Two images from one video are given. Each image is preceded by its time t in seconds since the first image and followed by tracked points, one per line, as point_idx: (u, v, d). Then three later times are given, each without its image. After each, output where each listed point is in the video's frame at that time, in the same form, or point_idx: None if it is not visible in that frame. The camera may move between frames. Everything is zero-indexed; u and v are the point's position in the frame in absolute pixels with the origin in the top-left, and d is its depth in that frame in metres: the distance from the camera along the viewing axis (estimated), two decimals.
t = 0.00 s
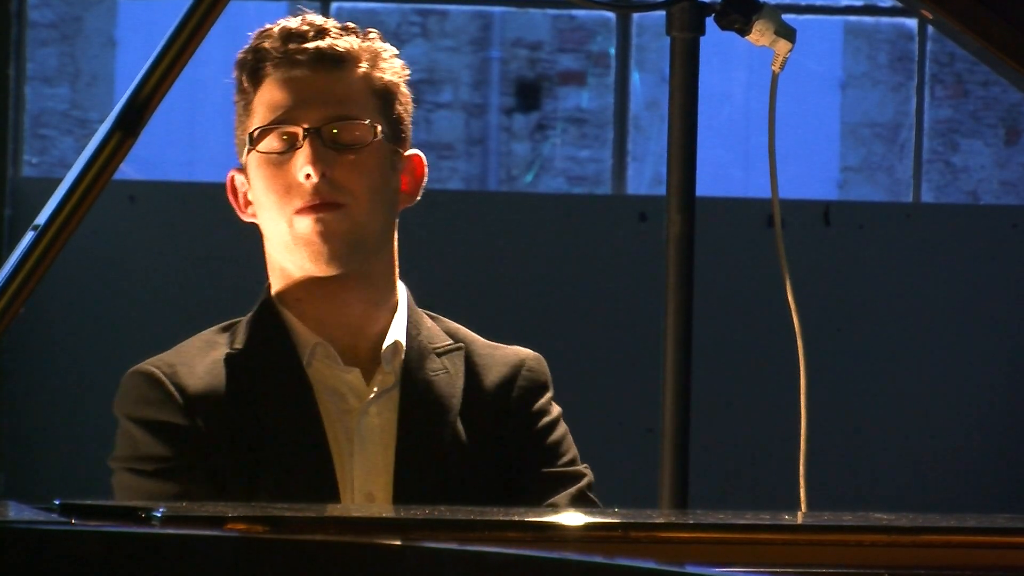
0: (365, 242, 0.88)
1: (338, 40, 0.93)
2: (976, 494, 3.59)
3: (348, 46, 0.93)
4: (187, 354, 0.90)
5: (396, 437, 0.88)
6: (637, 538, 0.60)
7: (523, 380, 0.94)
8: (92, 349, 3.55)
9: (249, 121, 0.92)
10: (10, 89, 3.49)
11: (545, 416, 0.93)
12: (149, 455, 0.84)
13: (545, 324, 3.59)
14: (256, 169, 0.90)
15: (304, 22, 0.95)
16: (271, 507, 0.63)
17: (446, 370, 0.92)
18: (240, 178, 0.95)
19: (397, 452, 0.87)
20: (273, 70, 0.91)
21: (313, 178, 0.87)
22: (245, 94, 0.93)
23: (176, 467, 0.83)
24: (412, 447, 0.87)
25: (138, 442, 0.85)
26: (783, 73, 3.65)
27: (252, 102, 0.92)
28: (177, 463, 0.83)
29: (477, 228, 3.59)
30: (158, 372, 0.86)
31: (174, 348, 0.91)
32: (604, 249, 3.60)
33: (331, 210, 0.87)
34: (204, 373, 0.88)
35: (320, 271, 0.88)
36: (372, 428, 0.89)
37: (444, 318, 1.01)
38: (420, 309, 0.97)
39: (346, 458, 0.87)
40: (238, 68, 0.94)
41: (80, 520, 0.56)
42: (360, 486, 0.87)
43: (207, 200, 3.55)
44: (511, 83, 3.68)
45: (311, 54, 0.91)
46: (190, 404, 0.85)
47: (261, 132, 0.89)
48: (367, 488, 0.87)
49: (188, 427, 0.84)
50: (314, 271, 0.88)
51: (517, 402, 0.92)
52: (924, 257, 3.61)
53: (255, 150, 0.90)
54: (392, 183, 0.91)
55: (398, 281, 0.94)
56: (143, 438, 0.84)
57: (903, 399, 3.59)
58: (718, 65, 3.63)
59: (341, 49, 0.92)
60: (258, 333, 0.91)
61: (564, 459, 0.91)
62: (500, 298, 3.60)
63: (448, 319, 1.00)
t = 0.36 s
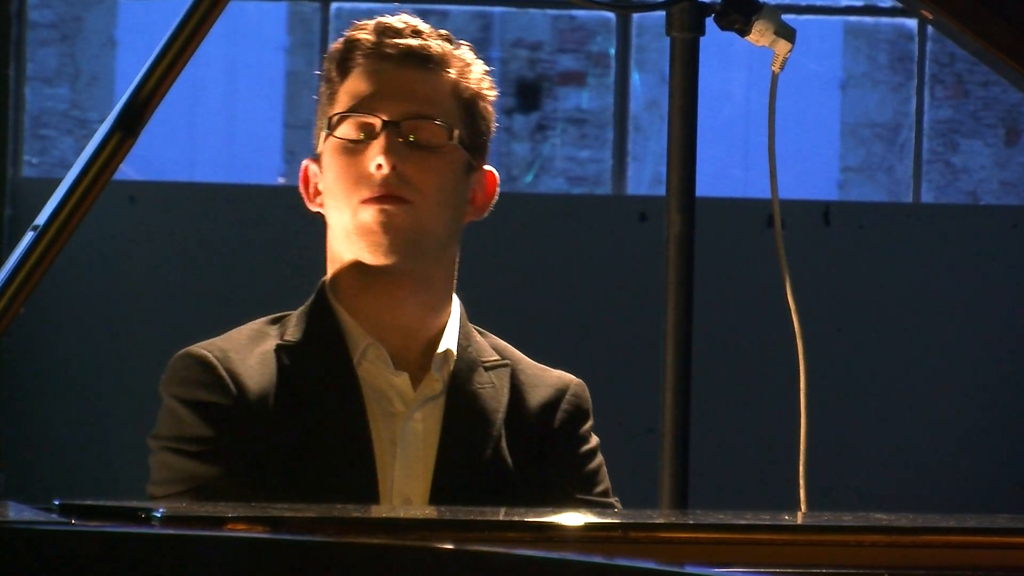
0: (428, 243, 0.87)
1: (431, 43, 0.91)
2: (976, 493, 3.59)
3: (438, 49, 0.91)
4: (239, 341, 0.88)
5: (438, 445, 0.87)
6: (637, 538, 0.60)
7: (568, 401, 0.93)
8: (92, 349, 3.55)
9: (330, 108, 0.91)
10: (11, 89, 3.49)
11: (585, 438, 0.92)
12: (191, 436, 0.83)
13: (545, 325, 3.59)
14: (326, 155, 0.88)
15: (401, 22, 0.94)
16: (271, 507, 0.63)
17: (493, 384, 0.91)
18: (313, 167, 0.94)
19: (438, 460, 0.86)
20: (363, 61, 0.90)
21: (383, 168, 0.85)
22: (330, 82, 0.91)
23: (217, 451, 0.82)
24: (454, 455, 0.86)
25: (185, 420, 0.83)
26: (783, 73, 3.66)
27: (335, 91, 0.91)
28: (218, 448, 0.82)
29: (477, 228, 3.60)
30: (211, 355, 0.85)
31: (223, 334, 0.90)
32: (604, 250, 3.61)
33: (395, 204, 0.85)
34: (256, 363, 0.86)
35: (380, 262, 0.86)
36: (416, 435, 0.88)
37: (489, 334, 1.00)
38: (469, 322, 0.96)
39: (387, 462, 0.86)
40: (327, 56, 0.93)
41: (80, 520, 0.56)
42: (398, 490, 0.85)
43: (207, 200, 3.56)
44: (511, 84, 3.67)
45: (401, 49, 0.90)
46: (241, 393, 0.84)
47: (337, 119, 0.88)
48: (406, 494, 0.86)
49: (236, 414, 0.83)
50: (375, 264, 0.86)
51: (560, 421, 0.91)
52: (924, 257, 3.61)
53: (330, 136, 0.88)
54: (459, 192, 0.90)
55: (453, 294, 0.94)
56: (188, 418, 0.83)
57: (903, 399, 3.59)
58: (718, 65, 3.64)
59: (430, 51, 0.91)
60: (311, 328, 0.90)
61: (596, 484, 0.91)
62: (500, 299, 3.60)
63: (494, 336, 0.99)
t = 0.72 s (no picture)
0: (474, 256, 0.89)
1: (497, 58, 0.94)
2: (977, 494, 3.59)
3: (503, 63, 0.94)
4: (272, 343, 0.88)
5: (467, 456, 0.87)
6: (636, 538, 0.60)
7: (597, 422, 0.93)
8: (91, 349, 3.55)
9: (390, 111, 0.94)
10: (11, 89, 3.49)
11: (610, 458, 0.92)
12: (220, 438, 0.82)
13: (544, 325, 3.59)
14: (383, 157, 0.91)
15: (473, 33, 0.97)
16: (271, 507, 0.63)
17: (523, 400, 0.91)
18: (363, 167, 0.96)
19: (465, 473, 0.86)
20: (430, 67, 0.93)
21: (439, 176, 0.87)
22: (395, 85, 0.95)
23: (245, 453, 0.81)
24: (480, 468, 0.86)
25: (215, 420, 0.83)
26: (783, 73, 3.66)
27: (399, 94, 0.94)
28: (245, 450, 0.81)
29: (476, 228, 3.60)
30: (243, 357, 0.84)
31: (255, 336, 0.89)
32: (604, 250, 3.60)
33: (445, 213, 0.87)
34: (287, 366, 0.86)
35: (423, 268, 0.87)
36: (444, 445, 0.87)
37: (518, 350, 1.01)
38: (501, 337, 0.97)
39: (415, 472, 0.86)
40: (394, 58, 0.96)
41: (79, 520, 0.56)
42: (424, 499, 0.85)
43: (207, 201, 3.56)
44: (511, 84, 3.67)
45: (468, 59, 0.93)
46: (273, 396, 0.83)
47: (396, 121, 0.91)
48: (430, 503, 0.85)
49: (266, 416, 0.82)
50: (420, 270, 0.87)
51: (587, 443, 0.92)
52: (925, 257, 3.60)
53: (389, 138, 0.91)
54: (505, 210, 0.92)
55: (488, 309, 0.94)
56: (218, 419, 0.82)
57: (903, 399, 3.59)
58: (717, 65, 3.64)
59: (496, 65, 0.93)
60: (346, 333, 0.90)
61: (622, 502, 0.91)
62: (500, 299, 3.59)
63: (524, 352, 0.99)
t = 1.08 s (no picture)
0: (481, 257, 0.93)
1: (513, 62, 0.99)
2: (977, 493, 3.59)
3: (520, 68, 0.99)
4: (272, 338, 0.93)
5: (462, 456, 0.91)
6: (636, 537, 0.60)
7: (595, 425, 0.97)
8: (92, 349, 3.55)
9: (405, 110, 0.98)
10: (10, 88, 3.49)
11: (607, 460, 0.96)
12: (208, 427, 0.86)
13: (545, 324, 3.59)
14: (394, 156, 0.95)
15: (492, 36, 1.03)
16: (271, 506, 0.63)
17: (525, 402, 0.96)
18: (375, 164, 1.01)
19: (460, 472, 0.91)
20: (447, 68, 0.98)
21: (448, 179, 0.91)
22: (412, 84, 0.99)
23: (230, 444, 0.86)
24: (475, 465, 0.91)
25: (204, 410, 0.87)
26: (782, 73, 3.67)
27: (415, 94, 0.99)
28: (230, 441, 0.86)
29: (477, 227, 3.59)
30: (238, 350, 0.89)
31: (257, 330, 0.94)
32: (604, 249, 3.60)
33: (452, 216, 0.91)
34: (285, 360, 0.90)
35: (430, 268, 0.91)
36: (441, 442, 0.92)
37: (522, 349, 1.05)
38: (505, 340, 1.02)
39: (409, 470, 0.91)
40: (412, 57, 1.01)
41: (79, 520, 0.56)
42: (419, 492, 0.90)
43: (207, 200, 3.56)
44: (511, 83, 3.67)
45: (483, 63, 0.98)
46: (264, 392, 0.87)
47: (408, 121, 0.96)
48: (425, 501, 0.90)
49: (254, 408, 0.87)
50: (427, 269, 0.91)
51: (582, 445, 0.96)
52: (925, 257, 3.60)
53: (401, 137, 0.95)
54: (512, 214, 0.96)
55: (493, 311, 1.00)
56: (208, 410, 0.87)
57: (903, 399, 3.59)
58: (717, 65, 3.64)
59: (512, 69, 0.98)
60: (346, 329, 0.94)
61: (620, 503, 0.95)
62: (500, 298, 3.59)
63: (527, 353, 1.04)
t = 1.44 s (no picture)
0: (477, 258, 0.90)
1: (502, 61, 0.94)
2: (977, 493, 3.59)
3: (506, 67, 0.94)
4: (252, 337, 0.89)
5: (449, 454, 0.88)
6: (637, 538, 0.60)
7: (579, 414, 0.94)
8: (92, 349, 3.55)
9: (391, 109, 0.92)
10: (10, 89, 3.49)
11: (593, 449, 0.93)
12: (193, 430, 0.83)
13: (545, 325, 3.59)
14: (386, 157, 0.90)
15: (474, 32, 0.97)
16: (271, 506, 0.63)
17: (508, 395, 0.92)
18: (355, 162, 0.95)
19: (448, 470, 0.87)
20: (437, 68, 0.92)
21: (451, 184, 0.88)
22: (395, 81, 0.93)
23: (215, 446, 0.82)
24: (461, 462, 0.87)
25: (188, 410, 0.84)
26: (782, 73, 3.67)
27: (400, 92, 0.93)
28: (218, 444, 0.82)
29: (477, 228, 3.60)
30: (220, 349, 0.86)
31: (237, 330, 0.91)
32: (604, 250, 3.61)
33: (455, 221, 0.88)
34: (267, 359, 0.87)
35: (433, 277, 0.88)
36: (427, 440, 0.88)
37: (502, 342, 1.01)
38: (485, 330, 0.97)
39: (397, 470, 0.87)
40: (391, 51, 0.94)
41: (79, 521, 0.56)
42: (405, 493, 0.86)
43: (207, 200, 3.56)
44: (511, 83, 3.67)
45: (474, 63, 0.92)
46: (249, 391, 0.84)
47: (401, 122, 0.90)
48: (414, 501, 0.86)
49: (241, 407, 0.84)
50: (430, 276, 0.88)
51: (567, 437, 0.93)
52: (925, 257, 3.61)
53: (395, 138, 0.90)
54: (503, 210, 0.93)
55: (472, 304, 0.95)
56: (192, 410, 0.84)
57: (903, 399, 3.59)
58: (717, 65, 3.64)
59: (501, 69, 0.93)
60: (326, 328, 0.91)
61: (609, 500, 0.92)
62: (500, 299, 3.59)
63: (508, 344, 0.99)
